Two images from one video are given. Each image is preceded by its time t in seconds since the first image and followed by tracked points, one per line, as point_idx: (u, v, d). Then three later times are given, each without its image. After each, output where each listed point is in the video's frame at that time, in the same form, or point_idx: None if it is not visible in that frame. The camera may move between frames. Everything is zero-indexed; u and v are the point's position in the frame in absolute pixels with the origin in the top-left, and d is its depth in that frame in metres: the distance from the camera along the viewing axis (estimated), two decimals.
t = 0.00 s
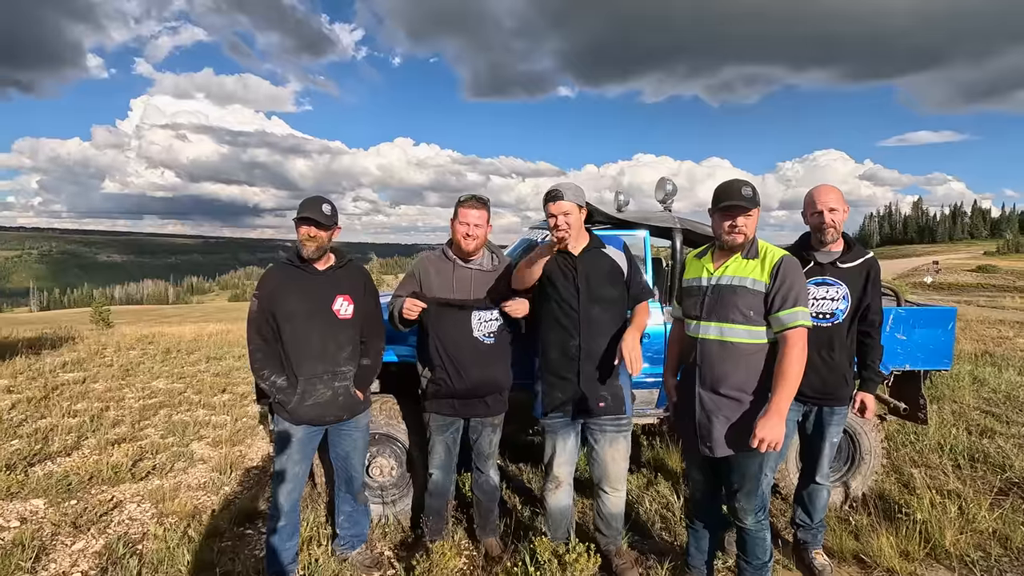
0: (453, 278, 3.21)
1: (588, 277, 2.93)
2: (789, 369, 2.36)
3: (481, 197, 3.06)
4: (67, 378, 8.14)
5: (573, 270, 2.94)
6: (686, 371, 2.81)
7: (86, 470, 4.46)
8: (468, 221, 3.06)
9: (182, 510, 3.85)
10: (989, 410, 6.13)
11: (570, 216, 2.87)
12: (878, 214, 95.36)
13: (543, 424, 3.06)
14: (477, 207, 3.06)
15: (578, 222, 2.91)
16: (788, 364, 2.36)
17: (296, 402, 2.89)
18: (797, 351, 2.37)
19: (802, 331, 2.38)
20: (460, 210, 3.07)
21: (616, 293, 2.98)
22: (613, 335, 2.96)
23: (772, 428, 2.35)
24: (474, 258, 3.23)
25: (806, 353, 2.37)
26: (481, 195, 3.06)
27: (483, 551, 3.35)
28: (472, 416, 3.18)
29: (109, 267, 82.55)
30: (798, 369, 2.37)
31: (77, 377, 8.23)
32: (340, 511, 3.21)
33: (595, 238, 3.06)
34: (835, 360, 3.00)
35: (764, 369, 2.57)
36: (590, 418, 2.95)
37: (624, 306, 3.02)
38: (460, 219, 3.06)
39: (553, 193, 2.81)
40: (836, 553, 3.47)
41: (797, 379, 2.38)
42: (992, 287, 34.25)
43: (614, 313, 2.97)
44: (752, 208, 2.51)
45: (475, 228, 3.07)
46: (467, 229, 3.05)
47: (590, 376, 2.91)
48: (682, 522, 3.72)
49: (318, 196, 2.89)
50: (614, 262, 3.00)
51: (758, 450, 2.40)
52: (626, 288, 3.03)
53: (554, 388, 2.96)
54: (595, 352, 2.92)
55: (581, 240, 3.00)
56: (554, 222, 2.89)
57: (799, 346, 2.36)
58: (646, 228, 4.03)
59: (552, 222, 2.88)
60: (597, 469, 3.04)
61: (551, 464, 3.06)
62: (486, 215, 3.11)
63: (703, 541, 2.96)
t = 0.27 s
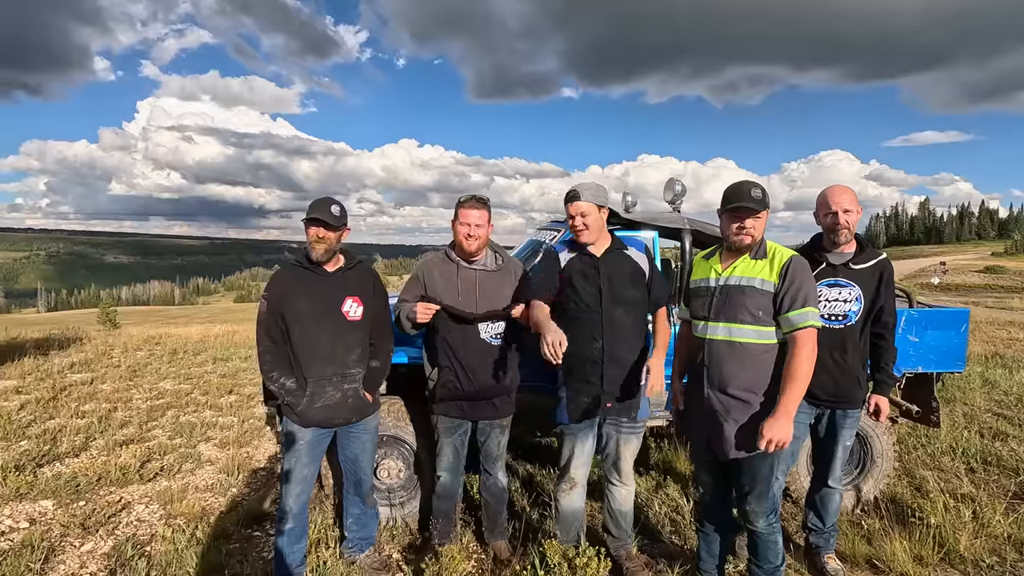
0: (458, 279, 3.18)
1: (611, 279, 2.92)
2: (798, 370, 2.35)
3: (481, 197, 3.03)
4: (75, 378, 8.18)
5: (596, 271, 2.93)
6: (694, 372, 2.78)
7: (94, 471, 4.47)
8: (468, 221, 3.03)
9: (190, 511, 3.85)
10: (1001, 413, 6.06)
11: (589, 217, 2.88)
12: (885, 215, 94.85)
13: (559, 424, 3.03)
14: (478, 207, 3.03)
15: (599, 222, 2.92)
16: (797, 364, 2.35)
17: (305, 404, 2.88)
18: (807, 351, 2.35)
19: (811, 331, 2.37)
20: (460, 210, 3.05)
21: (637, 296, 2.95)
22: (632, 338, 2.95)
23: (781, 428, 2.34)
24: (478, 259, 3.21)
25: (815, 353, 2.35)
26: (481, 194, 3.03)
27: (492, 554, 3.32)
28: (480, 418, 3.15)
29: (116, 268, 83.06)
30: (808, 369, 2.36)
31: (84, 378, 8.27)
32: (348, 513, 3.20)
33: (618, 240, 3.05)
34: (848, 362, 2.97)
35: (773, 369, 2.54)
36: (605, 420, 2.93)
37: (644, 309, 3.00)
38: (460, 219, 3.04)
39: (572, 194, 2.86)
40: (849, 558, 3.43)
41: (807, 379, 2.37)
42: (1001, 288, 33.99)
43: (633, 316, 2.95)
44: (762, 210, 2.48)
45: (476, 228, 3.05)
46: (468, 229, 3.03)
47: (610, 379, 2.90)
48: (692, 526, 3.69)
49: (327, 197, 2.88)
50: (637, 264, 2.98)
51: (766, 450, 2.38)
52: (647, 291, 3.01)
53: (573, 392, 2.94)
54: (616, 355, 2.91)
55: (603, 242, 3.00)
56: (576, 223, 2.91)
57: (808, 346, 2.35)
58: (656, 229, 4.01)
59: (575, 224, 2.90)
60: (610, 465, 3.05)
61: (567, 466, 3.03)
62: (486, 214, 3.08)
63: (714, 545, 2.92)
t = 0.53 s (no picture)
0: (459, 280, 3.18)
1: (630, 284, 2.91)
2: (804, 371, 2.33)
3: (482, 198, 3.02)
4: (83, 378, 8.24)
5: (614, 276, 2.93)
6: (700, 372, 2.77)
7: (103, 471, 4.49)
8: (469, 222, 3.03)
9: (198, 512, 3.86)
10: (1012, 415, 6.00)
11: (602, 225, 2.88)
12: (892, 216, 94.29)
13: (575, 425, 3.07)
14: (478, 208, 3.02)
15: (614, 227, 2.89)
16: (803, 366, 2.34)
17: (312, 405, 2.89)
18: (813, 353, 2.34)
19: (817, 333, 2.34)
20: (461, 212, 3.05)
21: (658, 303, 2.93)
22: (652, 345, 2.94)
23: (786, 429, 2.33)
24: (481, 260, 3.21)
25: (821, 355, 2.34)
26: (482, 195, 3.02)
27: (499, 556, 3.32)
28: (486, 418, 3.15)
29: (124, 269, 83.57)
30: (814, 371, 2.34)
31: (92, 378, 8.32)
32: (355, 514, 3.20)
33: (641, 244, 3.03)
34: (857, 364, 2.94)
35: (779, 370, 2.53)
36: (621, 424, 2.91)
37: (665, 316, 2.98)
38: (462, 221, 3.03)
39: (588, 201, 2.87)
40: (858, 561, 3.40)
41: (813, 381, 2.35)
42: (1010, 290, 33.73)
43: (655, 323, 2.94)
44: (768, 210, 2.47)
45: (478, 229, 3.04)
46: (469, 231, 3.02)
47: (626, 383, 2.89)
48: (699, 528, 3.67)
49: (335, 198, 2.88)
50: (658, 270, 2.96)
51: (769, 450, 2.37)
52: (669, 298, 2.99)
53: (589, 394, 2.96)
54: (633, 360, 2.90)
55: (626, 244, 2.97)
56: (592, 229, 2.93)
57: (814, 348, 2.33)
58: (663, 229, 3.99)
59: (592, 230, 2.92)
60: (622, 464, 3.05)
61: (579, 464, 3.04)
62: (489, 214, 3.07)
63: (722, 548, 2.91)
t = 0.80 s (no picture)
0: (461, 283, 3.19)
1: (640, 286, 2.91)
2: (810, 374, 2.33)
3: (486, 199, 3.02)
4: (89, 379, 8.27)
5: (624, 278, 2.94)
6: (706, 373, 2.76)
7: (109, 471, 4.51)
8: (474, 223, 3.02)
9: (203, 512, 3.87)
10: (1018, 417, 5.97)
11: (619, 229, 2.88)
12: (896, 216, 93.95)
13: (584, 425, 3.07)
14: (481, 208, 3.01)
15: (631, 231, 2.90)
16: (809, 369, 2.33)
17: (318, 405, 2.89)
18: (820, 357, 2.33)
19: (825, 338, 2.34)
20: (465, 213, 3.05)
21: (669, 307, 2.93)
22: (661, 348, 2.93)
23: (790, 431, 2.33)
24: (485, 261, 3.20)
25: (829, 359, 2.33)
26: (485, 196, 3.02)
27: (504, 556, 3.31)
28: (490, 418, 3.15)
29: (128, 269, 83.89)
30: (820, 375, 2.33)
31: (98, 378, 8.35)
32: (360, 514, 3.21)
33: (657, 247, 3.01)
34: (864, 366, 2.93)
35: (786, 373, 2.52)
36: (625, 424, 2.91)
37: (676, 319, 2.98)
38: (467, 222, 3.03)
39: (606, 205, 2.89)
40: (865, 563, 3.38)
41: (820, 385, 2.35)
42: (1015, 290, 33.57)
43: (665, 326, 2.94)
44: (743, 213, 2.49)
45: (482, 230, 3.04)
46: (473, 231, 3.03)
47: (631, 384, 2.89)
48: (704, 530, 3.66)
49: (341, 199, 2.89)
50: (671, 273, 2.96)
51: (773, 453, 2.35)
52: (681, 302, 2.98)
53: (595, 395, 2.97)
54: (639, 362, 2.90)
55: (641, 246, 2.97)
56: (609, 233, 2.94)
57: (821, 352, 2.33)
58: (668, 230, 3.98)
59: (608, 233, 2.93)
60: (630, 463, 3.04)
61: (586, 463, 3.04)
62: (494, 215, 3.07)
63: (727, 550, 2.89)
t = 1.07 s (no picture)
0: (461, 283, 3.19)
1: (642, 284, 2.91)
2: (815, 377, 2.32)
3: (490, 198, 3.03)
4: (90, 378, 8.28)
5: (625, 276, 2.94)
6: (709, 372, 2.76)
7: (110, 471, 4.51)
8: (475, 221, 3.03)
9: (204, 511, 3.87)
10: (1020, 417, 5.96)
11: (622, 226, 2.89)
12: (898, 216, 93.82)
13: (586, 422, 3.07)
14: (484, 208, 3.03)
15: (634, 229, 2.90)
16: (814, 372, 2.32)
17: (319, 404, 2.89)
18: (824, 359, 2.32)
19: (829, 340, 2.33)
20: (467, 212, 3.07)
21: (669, 305, 2.92)
22: (661, 347, 2.93)
23: (793, 434, 2.33)
24: (487, 260, 3.20)
25: (832, 361, 2.33)
26: (490, 195, 3.04)
27: (504, 556, 3.31)
28: (490, 418, 3.15)
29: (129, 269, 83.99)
30: (825, 377, 2.33)
31: (99, 377, 8.36)
32: (360, 514, 3.21)
33: (659, 246, 3.01)
34: (865, 366, 2.93)
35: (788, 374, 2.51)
36: (620, 422, 2.91)
37: (677, 318, 2.96)
38: (470, 220, 3.03)
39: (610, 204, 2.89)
40: (865, 563, 3.38)
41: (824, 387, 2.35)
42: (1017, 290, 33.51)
43: (664, 325, 2.93)
44: (737, 214, 2.49)
45: (484, 228, 3.04)
46: (476, 229, 3.02)
47: (628, 382, 2.89)
48: (704, 530, 3.66)
49: (342, 198, 2.89)
50: (673, 272, 2.95)
51: (776, 455, 2.36)
52: (683, 301, 2.96)
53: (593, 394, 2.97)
54: (637, 360, 2.90)
55: (644, 244, 2.97)
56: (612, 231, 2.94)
57: (825, 354, 2.32)
58: (669, 229, 3.98)
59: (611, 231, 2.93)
60: (630, 463, 3.04)
61: (586, 462, 3.04)
62: (495, 213, 3.07)
63: (728, 549, 2.89)
